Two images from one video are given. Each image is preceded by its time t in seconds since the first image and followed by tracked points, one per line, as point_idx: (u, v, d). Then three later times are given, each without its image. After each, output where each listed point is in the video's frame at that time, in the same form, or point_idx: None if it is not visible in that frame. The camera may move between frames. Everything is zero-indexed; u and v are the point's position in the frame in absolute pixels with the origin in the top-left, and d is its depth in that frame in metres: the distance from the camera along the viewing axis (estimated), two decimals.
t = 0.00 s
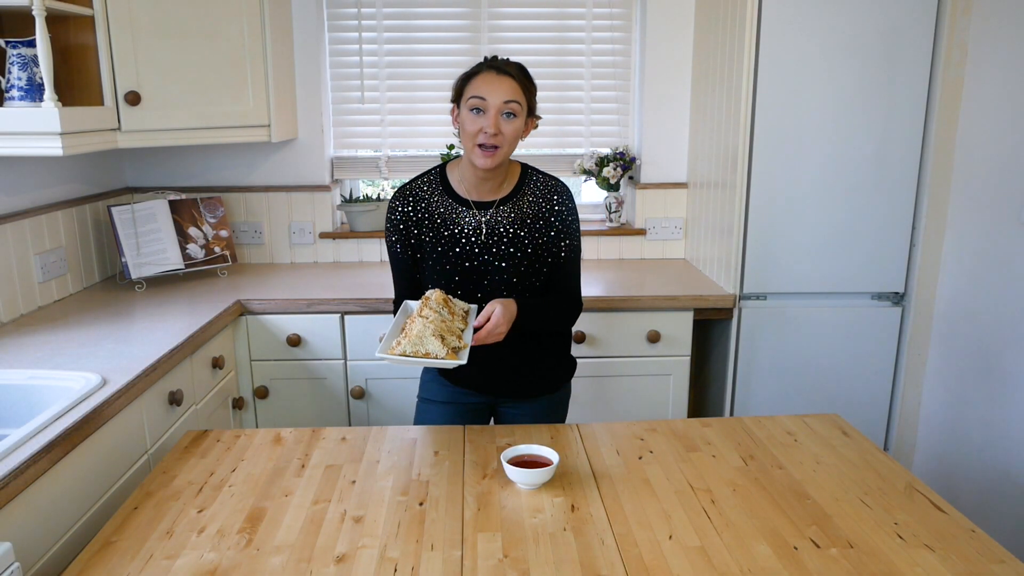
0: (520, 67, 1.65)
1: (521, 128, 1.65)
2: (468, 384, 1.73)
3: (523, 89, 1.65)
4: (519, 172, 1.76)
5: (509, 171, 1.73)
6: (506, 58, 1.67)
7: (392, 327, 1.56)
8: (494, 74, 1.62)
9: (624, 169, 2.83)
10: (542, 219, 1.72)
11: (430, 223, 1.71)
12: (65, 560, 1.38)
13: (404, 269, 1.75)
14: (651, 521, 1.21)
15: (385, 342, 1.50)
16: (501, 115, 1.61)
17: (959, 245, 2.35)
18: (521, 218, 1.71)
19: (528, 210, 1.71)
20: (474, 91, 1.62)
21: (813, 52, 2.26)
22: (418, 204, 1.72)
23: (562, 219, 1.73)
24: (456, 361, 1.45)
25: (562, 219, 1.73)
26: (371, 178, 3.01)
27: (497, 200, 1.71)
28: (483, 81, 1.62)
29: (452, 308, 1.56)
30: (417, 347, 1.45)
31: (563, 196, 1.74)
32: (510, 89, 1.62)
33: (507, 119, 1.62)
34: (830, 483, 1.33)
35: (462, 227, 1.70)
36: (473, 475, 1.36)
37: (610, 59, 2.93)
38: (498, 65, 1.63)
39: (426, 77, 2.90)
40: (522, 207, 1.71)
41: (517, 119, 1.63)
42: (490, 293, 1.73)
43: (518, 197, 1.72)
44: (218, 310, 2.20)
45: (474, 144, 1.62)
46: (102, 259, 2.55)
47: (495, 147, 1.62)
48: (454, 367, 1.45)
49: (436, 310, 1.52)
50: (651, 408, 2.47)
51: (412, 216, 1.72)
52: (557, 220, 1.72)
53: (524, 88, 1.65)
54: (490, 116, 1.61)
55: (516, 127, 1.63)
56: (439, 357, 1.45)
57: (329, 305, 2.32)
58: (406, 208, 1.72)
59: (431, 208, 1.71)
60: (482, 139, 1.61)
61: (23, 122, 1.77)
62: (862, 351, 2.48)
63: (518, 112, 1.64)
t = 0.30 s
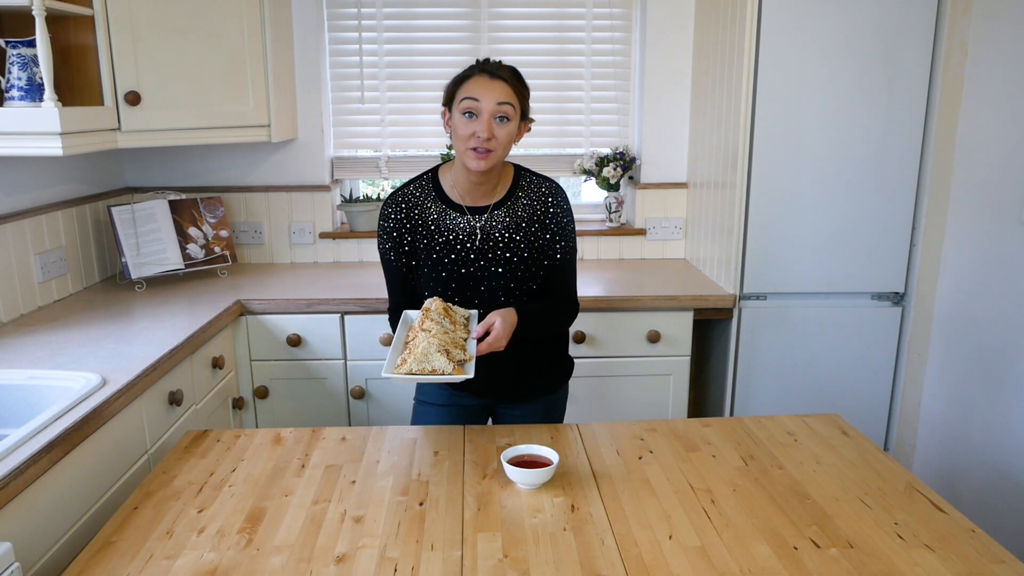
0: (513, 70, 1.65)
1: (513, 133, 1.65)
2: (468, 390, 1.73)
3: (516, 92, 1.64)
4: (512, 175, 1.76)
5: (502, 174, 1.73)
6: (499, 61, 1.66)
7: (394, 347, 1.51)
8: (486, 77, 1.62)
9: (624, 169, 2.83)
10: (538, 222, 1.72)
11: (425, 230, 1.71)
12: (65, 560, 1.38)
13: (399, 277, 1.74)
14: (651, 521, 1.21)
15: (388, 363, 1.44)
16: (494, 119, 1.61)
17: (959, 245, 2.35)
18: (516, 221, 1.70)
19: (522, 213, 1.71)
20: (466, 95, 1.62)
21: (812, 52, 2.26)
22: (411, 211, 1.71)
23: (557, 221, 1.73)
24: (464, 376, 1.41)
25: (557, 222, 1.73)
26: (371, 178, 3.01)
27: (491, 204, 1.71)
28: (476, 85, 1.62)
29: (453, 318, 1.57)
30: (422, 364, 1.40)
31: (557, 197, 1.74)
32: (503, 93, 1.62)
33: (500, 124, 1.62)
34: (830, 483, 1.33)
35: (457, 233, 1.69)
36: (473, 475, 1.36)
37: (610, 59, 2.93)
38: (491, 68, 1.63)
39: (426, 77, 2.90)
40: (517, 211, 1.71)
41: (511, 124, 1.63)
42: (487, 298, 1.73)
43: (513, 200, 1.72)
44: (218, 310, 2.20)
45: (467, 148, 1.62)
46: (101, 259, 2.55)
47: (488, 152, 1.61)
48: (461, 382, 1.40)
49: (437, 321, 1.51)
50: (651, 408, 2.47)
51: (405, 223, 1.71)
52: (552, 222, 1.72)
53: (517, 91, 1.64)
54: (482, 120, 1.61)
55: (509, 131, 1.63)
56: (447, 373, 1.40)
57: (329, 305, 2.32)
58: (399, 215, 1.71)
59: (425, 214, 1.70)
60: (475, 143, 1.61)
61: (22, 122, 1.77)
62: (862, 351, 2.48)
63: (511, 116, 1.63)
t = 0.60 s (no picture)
0: (518, 73, 1.64)
1: (518, 137, 1.64)
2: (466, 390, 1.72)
3: (521, 96, 1.64)
4: (513, 175, 1.75)
5: (503, 175, 1.73)
6: (503, 63, 1.65)
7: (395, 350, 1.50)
8: (492, 82, 1.61)
9: (624, 169, 2.83)
10: (538, 223, 1.71)
11: (425, 229, 1.70)
12: (65, 560, 1.38)
13: (399, 276, 1.73)
14: (651, 521, 1.21)
15: (391, 367, 1.43)
16: (499, 125, 1.60)
17: (959, 245, 2.35)
18: (516, 222, 1.70)
19: (523, 214, 1.71)
20: (472, 100, 1.61)
21: (812, 52, 2.26)
22: (411, 210, 1.70)
23: (558, 223, 1.73)
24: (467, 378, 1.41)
25: (557, 223, 1.73)
26: (371, 178, 3.01)
27: (492, 205, 1.71)
28: (481, 90, 1.60)
29: (454, 318, 1.58)
30: (425, 366, 1.39)
31: (557, 199, 1.74)
32: (509, 98, 1.61)
33: (505, 129, 1.61)
34: (830, 483, 1.33)
35: (458, 233, 1.69)
36: (473, 475, 1.36)
37: (610, 59, 2.93)
38: (496, 73, 1.62)
39: (426, 77, 2.90)
40: (518, 211, 1.71)
41: (515, 128, 1.63)
42: (486, 298, 1.74)
43: (513, 201, 1.72)
44: (218, 310, 2.20)
45: (473, 153, 1.61)
46: (101, 259, 2.55)
47: (493, 157, 1.61)
48: (464, 384, 1.40)
49: (438, 321, 1.52)
50: (651, 408, 2.47)
51: (406, 222, 1.70)
52: (552, 223, 1.72)
53: (521, 95, 1.64)
54: (488, 125, 1.60)
55: (515, 136, 1.63)
56: (450, 375, 1.39)
57: (329, 305, 2.32)
58: (400, 214, 1.70)
59: (426, 213, 1.70)
60: (481, 149, 1.60)
61: (22, 122, 1.77)
62: (862, 351, 2.48)
63: (516, 121, 1.63)
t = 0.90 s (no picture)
0: (527, 82, 1.60)
1: (527, 145, 1.63)
2: (473, 387, 1.70)
3: (532, 105, 1.61)
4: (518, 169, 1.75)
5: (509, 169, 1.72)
6: (516, 70, 1.59)
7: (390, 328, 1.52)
8: (506, 95, 1.57)
9: (624, 169, 2.83)
10: (544, 214, 1.71)
11: (432, 221, 1.69)
12: (65, 560, 1.38)
13: (407, 269, 1.72)
14: (651, 521, 1.21)
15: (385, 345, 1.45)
16: (512, 138, 1.58)
17: (959, 245, 2.35)
18: (522, 213, 1.70)
19: (529, 205, 1.70)
20: (485, 113, 1.57)
21: (812, 52, 2.26)
22: (418, 203, 1.69)
23: (563, 213, 1.72)
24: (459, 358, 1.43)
25: (563, 213, 1.72)
26: (371, 178, 3.01)
27: (499, 197, 1.70)
28: (494, 104, 1.57)
29: (453, 298, 1.56)
30: (418, 347, 1.41)
31: (563, 190, 1.74)
32: (522, 111, 1.58)
33: (516, 140, 1.60)
34: (830, 483, 1.33)
35: (465, 223, 1.68)
36: (473, 475, 1.36)
37: (610, 59, 2.93)
38: (509, 84, 1.57)
39: (426, 77, 2.90)
40: (524, 202, 1.71)
41: (525, 137, 1.61)
42: (495, 290, 1.71)
43: (519, 193, 1.71)
44: (218, 310, 2.20)
45: (484, 164, 1.60)
46: (101, 259, 2.55)
47: (504, 168, 1.60)
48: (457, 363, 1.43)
49: (435, 300, 1.52)
50: (651, 408, 2.47)
51: (413, 215, 1.69)
52: (559, 213, 1.72)
53: (531, 104, 1.61)
54: (501, 139, 1.58)
55: (525, 146, 1.62)
56: (442, 355, 1.42)
57: (329, 305, 2.32)
58: (407, 206, 1.69)
59: (432, 206, 1.69)
60: (492, 161, 1.59)
61: (22, 122, 1.77)
62: (862, 351, 2.48)
63: (527, 131, 1.61)
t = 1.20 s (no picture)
0: (532, 73, 1.59)
1: (535, 135, 1.61)
2: (480, 384, 1.71)
3: (537, 95, 1.60)
4: (531, 168, 1.74)
5: (522, 166, 1.71)
6: (518, 61, 1.59)
7: (387, 305, 1.56)
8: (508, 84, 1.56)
9: (624, 169, 2.83)
10: (556, 214, 1.69)
11: (445, 214, 1.68)
12: (65, 560, 1.38)
13: (416, 261, 1.70)
14: (651, 521, 1.21)
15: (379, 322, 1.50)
16: (517, 126, 1.57)
17: (959, 245, 2.35)
18: (534, 212, 1.69)
19: (541, 205, 1.70)
20: (489, 103, 1.56)
21: (813, 52, 2.26)
22: (431, 196, 1.69)
23: (575, 216, 1.71)
24: (447, 336, 1.44)
25: (575, 216, 1.71)
26: (371, 178, 3.01)
27: (511, 195, 1.69)
28: (498, 93, 1.56)
29: (452, 273, 1.55)
30: (407, 325, 1.45)
31: (575, 193, 1.73)
32: (526, 100, 1.56)
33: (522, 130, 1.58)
34: (830, 483, 1.33)
35: (476, 218, 1.67)
36: (473, 474, 1.36)
37: (610, 59, 2.93)
38: (511, 73, 1.57)
39: (426, 77, 2.90)
40: (536, 202, 1.70)
41: (532, 127, 1.60)
42: (505, 286, 1.67)
43: (531, 193, 1.71)
44: (218, 310, 2.20)
45: (491, 154, 1.59)
46: (101, 259, 2.55)
47: (511, 157, 1.59)
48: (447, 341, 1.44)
49: (433, 278, 1.52)
50: (651, 408, 2.47)
51: (426, 207, 1.69)
52: (570, 216, 1.70)
53: (537, 95, 1.60)
54: (506, 128, 1.56)
55: (532, 135, 1.60)
56: (430, 333, 1.44)
57: (329, 305, 2.32)
58: (421, 198, 1.69)
59: (445, 199, 1.69)
60: (498, 151, 1.58)
61: (22, 122, 1.77)
62: (862, 351, 2.48)
63: (533, 120, 1.59)
